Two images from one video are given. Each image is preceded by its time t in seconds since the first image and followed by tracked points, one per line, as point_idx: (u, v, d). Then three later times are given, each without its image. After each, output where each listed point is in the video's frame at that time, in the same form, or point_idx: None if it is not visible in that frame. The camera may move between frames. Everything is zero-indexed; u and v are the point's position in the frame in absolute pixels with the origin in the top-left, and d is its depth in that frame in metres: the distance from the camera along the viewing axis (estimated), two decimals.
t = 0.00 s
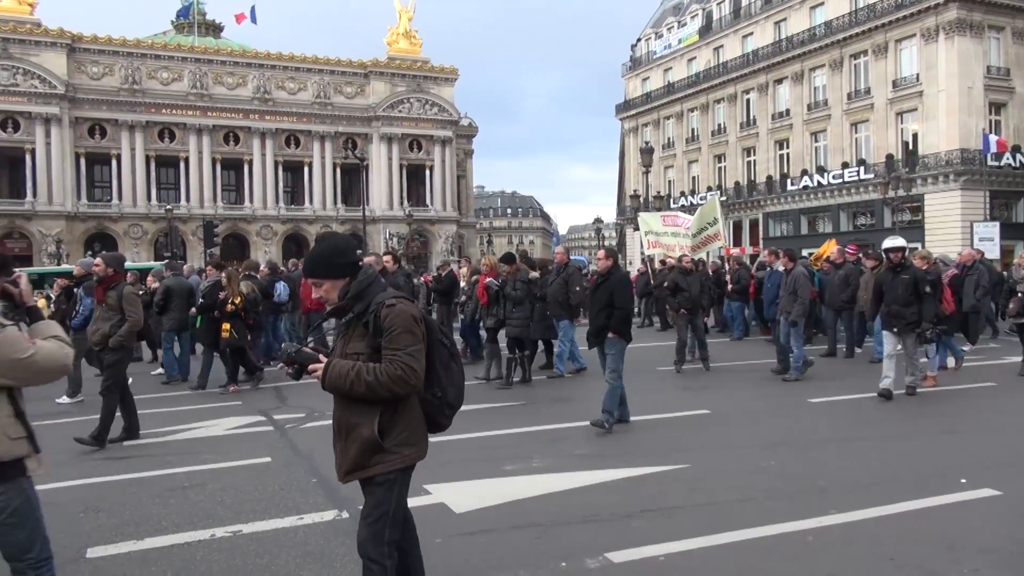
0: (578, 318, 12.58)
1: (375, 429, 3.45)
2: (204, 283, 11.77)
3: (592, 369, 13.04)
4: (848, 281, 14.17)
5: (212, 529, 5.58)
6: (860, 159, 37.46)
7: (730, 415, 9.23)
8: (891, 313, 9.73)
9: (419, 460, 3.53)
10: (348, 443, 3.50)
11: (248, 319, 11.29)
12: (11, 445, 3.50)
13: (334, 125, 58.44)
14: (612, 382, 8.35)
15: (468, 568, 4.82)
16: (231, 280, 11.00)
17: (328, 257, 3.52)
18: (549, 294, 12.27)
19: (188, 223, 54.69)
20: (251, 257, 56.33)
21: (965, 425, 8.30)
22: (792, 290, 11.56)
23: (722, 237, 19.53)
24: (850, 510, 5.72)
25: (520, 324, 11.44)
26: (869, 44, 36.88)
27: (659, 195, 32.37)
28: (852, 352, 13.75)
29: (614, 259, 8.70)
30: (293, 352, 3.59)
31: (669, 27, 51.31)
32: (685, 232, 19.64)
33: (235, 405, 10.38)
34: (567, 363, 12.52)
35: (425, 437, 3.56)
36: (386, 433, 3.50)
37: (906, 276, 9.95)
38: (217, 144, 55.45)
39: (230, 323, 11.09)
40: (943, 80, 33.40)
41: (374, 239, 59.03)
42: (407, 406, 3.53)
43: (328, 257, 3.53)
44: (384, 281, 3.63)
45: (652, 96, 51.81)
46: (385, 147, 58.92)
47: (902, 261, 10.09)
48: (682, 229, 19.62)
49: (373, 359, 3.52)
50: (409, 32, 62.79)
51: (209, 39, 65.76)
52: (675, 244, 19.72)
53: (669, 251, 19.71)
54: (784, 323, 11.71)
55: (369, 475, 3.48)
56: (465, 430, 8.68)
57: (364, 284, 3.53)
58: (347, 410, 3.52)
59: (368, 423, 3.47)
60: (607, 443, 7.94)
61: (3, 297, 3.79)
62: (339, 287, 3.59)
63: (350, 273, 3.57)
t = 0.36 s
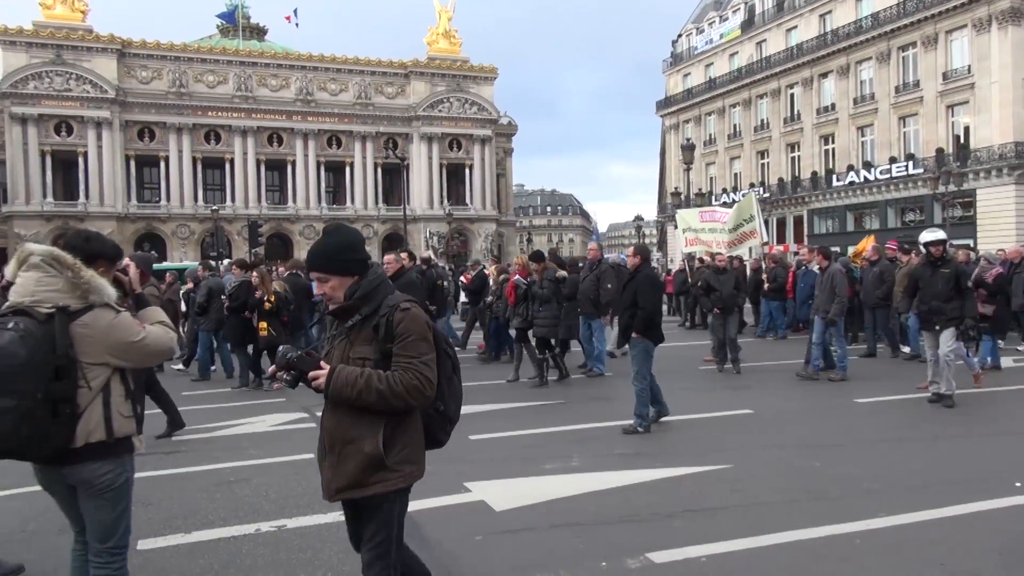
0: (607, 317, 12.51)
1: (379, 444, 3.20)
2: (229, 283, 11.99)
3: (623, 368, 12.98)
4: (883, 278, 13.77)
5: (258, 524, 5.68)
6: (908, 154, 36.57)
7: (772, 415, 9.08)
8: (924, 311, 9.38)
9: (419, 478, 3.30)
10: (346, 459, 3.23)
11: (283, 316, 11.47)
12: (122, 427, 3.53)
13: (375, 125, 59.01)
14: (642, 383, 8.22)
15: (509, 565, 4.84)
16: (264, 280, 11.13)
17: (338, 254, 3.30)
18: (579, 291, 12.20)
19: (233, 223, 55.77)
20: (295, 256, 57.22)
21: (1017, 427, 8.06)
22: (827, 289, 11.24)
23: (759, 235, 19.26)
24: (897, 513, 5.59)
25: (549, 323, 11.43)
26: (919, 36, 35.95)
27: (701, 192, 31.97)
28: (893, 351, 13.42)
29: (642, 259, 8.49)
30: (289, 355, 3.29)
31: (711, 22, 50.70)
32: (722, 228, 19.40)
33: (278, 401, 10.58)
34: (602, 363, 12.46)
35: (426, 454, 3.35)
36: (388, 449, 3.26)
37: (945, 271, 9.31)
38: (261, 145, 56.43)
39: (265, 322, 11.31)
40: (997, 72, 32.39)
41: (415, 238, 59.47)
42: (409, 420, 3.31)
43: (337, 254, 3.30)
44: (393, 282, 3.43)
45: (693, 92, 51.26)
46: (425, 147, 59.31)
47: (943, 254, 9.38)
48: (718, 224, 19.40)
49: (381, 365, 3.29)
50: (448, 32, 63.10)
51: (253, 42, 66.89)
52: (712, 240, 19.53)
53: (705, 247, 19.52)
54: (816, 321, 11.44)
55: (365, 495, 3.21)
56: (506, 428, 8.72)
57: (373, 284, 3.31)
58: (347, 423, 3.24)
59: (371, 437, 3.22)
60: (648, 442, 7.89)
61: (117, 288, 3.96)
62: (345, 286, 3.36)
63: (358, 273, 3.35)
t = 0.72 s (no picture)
0: (641, 318, 12.72)
1: (383, 462, 3.04)
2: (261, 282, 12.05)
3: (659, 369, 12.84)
4: (922, 277, 13.50)
5: (303, 520, 5.77)
6: (960, 149, 35.55)
7: (818, 417, 8.92)
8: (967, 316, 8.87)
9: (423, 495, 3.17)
10: (349, 478, 3.05)
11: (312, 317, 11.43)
12: (201, 413, 3.87)
13: (417, 126, 59.48)
14: (681, 385, 8.08)
15: (550, 565, 4.83)
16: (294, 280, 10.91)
17: (336, 253, 3.18)
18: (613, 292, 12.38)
19: (278, 224, 56.69)
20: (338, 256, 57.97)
21: None
22: (865, 290, 11.09)
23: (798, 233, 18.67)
24: (949, 519, 5.43)
25: (581, 326, 11.11)
26: (971, 28, 34.91)
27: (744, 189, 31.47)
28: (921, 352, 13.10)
29: (675, 259, 8.48)
30: (282, 365, 3.03)
31: (754, 18, 50.01)
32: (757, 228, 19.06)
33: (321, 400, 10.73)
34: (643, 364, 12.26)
35: (428, 469, 3.22)
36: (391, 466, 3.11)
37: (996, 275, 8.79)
38: (305, 147, 57.29)
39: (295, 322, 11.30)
40: None
41: (456, 238, 59.76)
42: (413, 434, 3.18)
43: (337, 252, 3.18)
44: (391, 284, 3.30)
45: (737, 89, 50.56)
46: (466, 147, 59.54)
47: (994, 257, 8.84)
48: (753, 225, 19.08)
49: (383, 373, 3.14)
50: (489, 32, 63.29)
51: (298, 45, 67.94)
52: (749, 240, 19.10)
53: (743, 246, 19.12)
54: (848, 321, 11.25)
55: (368, 515, 3.05)
56: (547, 428, 8.72)
57: (373, 284, 3.18)
58: (348, 440, 3.07)
59: (375, 454, 3.06)
60: (690, 443, 7.82)
61: (191, 280, 4.27)
62: (343, 286, 3.22)
63: (357, 271, 3.23)
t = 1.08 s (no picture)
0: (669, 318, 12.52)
1: (329, 490, 2.82)
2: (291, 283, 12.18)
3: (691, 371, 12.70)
4: (961, 278, 12.99)
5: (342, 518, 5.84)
6: (1012, 145, 34.44)
7: (862, 419, 8.73)
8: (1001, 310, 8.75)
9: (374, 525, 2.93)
10: (292, 505, 2.83)
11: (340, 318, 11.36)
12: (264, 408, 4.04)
13: (455, 126, 59.80)
14: (714, 383, 7.95)
15: (588, 566, 4.82)
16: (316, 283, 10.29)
17: (281, 257, 3.06)
18: (637, 292, 12.32)
19: (318, 225, 57.39)
20: (377, 256, 58.49)
21: None
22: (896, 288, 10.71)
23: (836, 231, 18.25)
24: (999, 526, 5.27)
25: (604, 329, 11.12)
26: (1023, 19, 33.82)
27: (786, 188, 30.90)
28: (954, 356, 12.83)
29: (705, 259, 8.37)
30: (238, 407, 2.95)
31: (796, 13, 49.24)
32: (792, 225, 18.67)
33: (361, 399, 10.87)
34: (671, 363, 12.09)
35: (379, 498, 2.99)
36: (339, 493, 2.88)
37: None
38: (345, 148, 57.95)
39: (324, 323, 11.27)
40: None
41: (494, 238, 59.83)
42: (363, 458, 2.95)
43: (280, 259, 3.04)
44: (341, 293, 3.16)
45: (778, 85, 49.83)
46: (504, 147, 59.61)
47: None
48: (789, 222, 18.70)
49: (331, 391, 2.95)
50: (526, 32, 63.34)
51: (338, 48, 68.81)
52: (785, 238, 18.62)
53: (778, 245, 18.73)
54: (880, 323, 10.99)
55: (312, 548, 2.82)
56: (584, 428, 8.70)
57: (320, 293, 3.03)
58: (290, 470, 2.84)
59: (320, 483, 2.83)
60: (730, 444, 7.73)
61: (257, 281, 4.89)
62: (288, 293, 3.09)
63: (307, 279, 3.09)
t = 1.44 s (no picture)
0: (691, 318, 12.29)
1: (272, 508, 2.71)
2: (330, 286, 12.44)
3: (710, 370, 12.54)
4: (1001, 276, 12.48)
5: (379, 514, 5.89)
6: None
7: (905, 420, 8.56)
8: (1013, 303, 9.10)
9: (322, 541, 2.85)
10: (235, 522, 2.72)
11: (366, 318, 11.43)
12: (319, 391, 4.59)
13: (490, 125, 59.87)
14: (724, 384, 7.91)
15: (624, 565, 4.81)
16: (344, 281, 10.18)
17: (228, 252, 2.85)
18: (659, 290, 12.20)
19: (356, 223, 57.94)
20: (413, 255, 58.85)
21: None
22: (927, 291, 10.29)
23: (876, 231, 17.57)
24: None
25: (621, 326, 10.81)
26: None
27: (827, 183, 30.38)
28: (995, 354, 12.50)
29: (735, 258, 8.31)
30: (190, 425, 2.76)
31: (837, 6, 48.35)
32: (831, 223, 18.18)
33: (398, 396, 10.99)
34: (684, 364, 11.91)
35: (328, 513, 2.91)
36: (282, 512, 2.77)
37: None
38: (382, 148, 58.39)
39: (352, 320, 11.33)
40: None
41: (529, 237, 59.78)
42: (312, 472, 2.84)
43: (229, 251, 2.82)
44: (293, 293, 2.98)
45: (819, 80, 48.97)
46: (539, 145, 59.51)
47: None
48: (827, 220, 18.19)
49: (281, 400, 2.80)
50: (562, 30, 63.20)
51: (375, 49, 69.37)
52: (821, 236, 18.28)
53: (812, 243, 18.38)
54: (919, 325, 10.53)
55: (251, 567, 2.72)
56: (624, 426, 8.67)
57: (272, 291, 2.85)
58: (235, 483, 2.73)
59: (267, 499, 2.73)
60: (770, 444, 7.66)
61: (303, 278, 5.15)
62: (235, 290, 2.87)
63: (259, 274, 2.90)
